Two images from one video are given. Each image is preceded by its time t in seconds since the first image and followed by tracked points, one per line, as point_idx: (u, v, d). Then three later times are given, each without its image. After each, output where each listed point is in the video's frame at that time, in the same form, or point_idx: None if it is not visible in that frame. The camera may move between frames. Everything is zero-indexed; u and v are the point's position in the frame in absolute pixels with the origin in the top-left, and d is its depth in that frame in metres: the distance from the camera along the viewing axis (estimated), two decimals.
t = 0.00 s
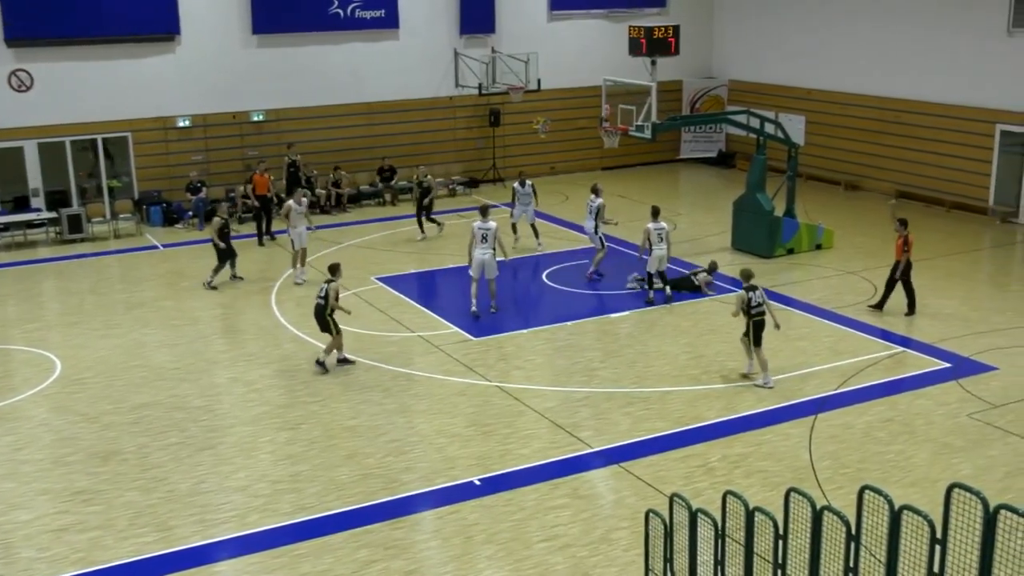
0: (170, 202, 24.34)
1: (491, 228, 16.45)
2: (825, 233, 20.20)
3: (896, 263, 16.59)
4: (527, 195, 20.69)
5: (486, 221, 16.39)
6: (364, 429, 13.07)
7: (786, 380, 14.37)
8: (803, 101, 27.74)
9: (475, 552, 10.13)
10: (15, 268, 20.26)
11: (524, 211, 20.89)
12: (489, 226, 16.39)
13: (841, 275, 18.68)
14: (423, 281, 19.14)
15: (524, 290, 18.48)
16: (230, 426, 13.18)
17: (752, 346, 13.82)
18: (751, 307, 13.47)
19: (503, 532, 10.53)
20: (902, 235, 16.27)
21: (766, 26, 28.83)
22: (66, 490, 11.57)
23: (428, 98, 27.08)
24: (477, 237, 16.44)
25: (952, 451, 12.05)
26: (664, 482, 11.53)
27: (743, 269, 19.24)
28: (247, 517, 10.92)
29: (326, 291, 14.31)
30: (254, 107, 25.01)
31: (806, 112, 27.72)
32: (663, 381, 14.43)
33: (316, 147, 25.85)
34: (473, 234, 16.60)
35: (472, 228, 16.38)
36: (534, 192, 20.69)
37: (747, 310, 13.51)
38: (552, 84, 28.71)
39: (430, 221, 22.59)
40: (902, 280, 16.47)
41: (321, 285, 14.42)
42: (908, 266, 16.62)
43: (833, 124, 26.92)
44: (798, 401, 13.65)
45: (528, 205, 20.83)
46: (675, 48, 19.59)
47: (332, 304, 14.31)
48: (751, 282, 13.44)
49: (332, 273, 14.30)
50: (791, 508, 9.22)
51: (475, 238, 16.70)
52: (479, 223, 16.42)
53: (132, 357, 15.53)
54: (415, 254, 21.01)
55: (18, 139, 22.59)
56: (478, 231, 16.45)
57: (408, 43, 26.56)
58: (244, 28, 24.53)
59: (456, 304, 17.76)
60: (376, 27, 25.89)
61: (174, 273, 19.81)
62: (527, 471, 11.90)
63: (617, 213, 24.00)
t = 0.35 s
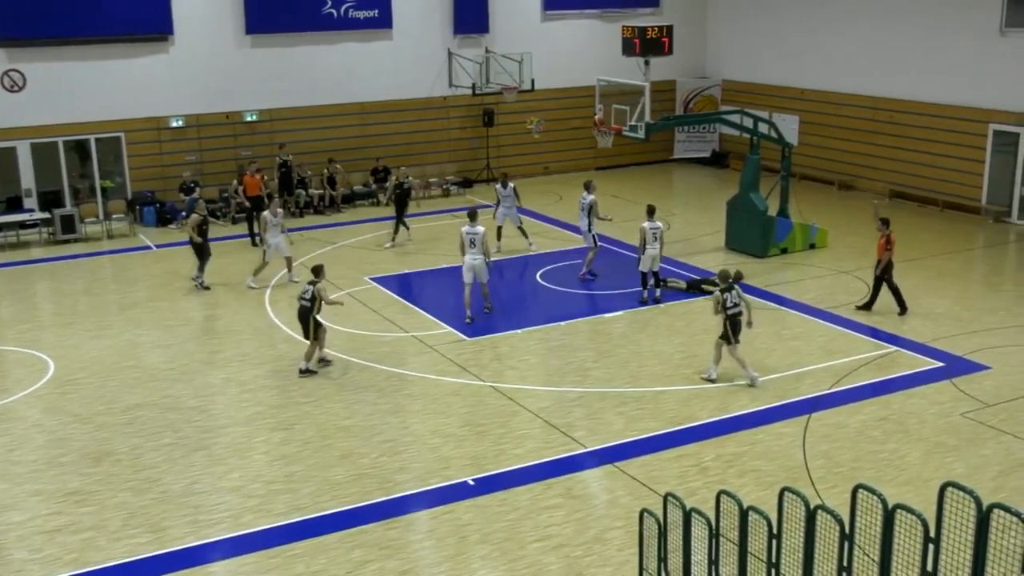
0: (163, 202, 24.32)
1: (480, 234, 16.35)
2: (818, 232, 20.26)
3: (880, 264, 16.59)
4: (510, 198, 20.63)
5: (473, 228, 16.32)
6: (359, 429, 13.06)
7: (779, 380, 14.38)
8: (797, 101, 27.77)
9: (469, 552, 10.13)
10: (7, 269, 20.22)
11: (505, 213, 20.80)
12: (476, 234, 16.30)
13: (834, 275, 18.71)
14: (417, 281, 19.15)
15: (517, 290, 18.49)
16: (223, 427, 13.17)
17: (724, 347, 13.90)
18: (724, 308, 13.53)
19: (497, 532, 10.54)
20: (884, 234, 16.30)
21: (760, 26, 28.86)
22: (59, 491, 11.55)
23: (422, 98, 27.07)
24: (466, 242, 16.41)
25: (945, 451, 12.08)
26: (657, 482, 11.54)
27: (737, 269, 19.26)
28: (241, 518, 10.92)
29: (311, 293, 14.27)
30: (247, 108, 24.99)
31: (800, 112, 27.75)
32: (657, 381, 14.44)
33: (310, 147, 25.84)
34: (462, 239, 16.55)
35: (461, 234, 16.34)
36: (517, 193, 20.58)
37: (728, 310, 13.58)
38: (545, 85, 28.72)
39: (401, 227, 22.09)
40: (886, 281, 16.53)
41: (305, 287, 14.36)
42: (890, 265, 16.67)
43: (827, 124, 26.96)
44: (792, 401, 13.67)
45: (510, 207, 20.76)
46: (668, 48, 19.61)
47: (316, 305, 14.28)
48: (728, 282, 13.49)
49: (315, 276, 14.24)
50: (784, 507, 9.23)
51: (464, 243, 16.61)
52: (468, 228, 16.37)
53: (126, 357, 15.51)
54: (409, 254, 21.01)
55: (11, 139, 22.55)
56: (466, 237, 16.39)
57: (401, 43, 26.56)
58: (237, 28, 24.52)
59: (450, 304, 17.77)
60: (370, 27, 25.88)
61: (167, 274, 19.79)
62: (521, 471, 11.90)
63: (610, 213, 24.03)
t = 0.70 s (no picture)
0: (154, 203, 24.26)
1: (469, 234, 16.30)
2: (808, 232, 20.31)
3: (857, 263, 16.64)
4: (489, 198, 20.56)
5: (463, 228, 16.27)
6: (350, 429, 13.04)
7: (770, 379, 14.41)
8: (788, 101, 27.81)
9: (461, 552, 10.13)
10: None
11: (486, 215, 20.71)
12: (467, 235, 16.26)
13: (825, 274, 18.76)
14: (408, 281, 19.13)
15: (509, 290, 18.47)
16: (214, 428, 13.14)
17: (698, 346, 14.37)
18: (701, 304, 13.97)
19: (489, 532, 10.53)
20: (862, 232, 16.34)
21: (751, 26, 28.89)
22: (50, 493, 11.51)
23: (413, 98, 27.05)
24: (455, 242, 16.37)
25: (935, 449, 12.12)
26: (649, 481, 11.55)
27: (728, 268, 19.29)
28: (233, 519, 10.89)
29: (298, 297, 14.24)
30: (238, 108, 24.95)
31: (791, 112, 27.79)
32: (648, 381, 14.45)
33: (301, 147, 25.80)
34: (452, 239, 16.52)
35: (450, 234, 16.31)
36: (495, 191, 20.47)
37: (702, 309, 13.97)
38: (536, 85, 28.72)
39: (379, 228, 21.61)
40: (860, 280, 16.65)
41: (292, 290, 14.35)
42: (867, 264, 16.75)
43: (818, 124, 27.00)
44: (783, 400, 13.69)
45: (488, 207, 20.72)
46: (659, 47, 19.62)
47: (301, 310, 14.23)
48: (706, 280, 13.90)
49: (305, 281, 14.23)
50: (775, 507, 9.24)
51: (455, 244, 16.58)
52: (458, 228, 16.32)
53: (116, 358, 15.46)
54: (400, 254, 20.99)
55: None
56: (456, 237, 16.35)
57: (392, 43, 26.53)
58: (228, 28, 24.46)
59: (442, 304, 17.75)
60: (361, 27, 25.85)
61: (157, 274, 19.74)
62: (513, 471, 11.90)
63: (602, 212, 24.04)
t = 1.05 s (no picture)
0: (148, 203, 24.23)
1: (465, 235, 16.31)
2: (802, 232, 20.34)
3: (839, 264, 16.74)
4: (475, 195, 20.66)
5: (461, 230, 16.25)
6: (344, 430, 13.04)
7: (764, 378, 14.44)
8: (783, 101, 27.82)
9: (457, 552, 10.13)
10: None
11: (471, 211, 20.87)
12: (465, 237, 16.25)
13: (819, 274, 18.79)
14: (401, 281, 19.13)
15: (502, 290, 18.48)
16: (209, 428, 13.12)
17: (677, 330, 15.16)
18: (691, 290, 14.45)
19: (484, 532, 10.54)
20: (845, 232, 16.44)
21: (746, 26, 28.91)
22: (44, 494, 11.49)
23: (407, 98, 27.04)
24: (451, 242, 16.40)
25: (929, 448, 12.14)
26: (644, 481, 11.56)
27: (722, 268, 19.31)
28: (227, 519, 10.88)
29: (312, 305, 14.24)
30: (232, 108, 24.93)
31: (786, 112, 27.81)
32: (643, 380, 14.46)
33: (293, 148, 25.77)
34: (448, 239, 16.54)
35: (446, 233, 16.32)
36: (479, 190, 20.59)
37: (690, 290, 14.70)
38: (530, 85, 28.73)
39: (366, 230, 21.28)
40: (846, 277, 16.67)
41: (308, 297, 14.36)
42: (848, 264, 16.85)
43: (813, 124, 27.02)
44: (777, 400, 13.70)
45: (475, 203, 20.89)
46: (653, 47, 19.65)
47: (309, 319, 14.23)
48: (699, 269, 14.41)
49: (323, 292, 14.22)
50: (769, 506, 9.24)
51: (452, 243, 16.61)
52: (454, 228, 16.35)
53: (110, 359, 15.44)
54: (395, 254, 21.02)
55: None
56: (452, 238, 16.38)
57: (386, 43, 26.52)
58: (222, 28, 24.45)
59: (436, 305, 17.75)
60: (355, 27, 25.85)
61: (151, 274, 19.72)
62: (507, 471, 11.90)
63: (596, 212, 24.05)
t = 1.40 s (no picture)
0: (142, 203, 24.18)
1: (466, 236, 16.28)
2: (797, 232, 20.38)
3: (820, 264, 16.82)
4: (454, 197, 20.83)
5: (461, 231, 16.20)
6: (339, 430, 13.03)
7: (759, 378, 14.45)
8: (778, 101, 27.85)
9: (452, 552, 10.13)
10: None
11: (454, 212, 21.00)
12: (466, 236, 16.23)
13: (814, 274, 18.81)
14: (396, 281, 19.13)
15: (498, 290, 18.49)
16: (204, 428, 13.11)
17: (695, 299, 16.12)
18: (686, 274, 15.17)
19: (479, 532, 10.54)
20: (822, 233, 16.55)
21: (741, 26, 28.94)
22: (38, 494, 11.47)
23: (402, 98, 27.02)
24: (450, 242, 16.35)
25: (923, 448, 12.16)
26: (639, 480, 11.57)
27: (717, 268, 19.34)
28: (222, 520, 10.86)
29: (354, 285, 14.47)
30: (227, 108, 24.89)
31: (781, 113, 27.85)
32: (638, 380, 14.46)
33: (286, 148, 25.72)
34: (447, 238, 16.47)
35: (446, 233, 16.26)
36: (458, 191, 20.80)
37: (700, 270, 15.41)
38: (525, 85, 28.73)
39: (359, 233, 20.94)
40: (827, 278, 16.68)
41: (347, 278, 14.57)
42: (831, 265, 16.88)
43: (808, 124, 27.05)
44: (772, 399, 13.72)
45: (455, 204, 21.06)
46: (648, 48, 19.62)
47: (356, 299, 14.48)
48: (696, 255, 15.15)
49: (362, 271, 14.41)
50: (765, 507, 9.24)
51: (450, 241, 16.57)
52: (455, 229, 16.28)
53: (104, 360, 15.41)
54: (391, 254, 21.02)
55: None
56: (452, 238, 16.32)
57: (381, 43, 26.51)
58: (217, 29, 24.42)
59: (432, 305, 17.73)
60: (350, 28, 25.83)
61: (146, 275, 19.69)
62: (502, 471, 11.90)
63: (591, 212, 24.07)
